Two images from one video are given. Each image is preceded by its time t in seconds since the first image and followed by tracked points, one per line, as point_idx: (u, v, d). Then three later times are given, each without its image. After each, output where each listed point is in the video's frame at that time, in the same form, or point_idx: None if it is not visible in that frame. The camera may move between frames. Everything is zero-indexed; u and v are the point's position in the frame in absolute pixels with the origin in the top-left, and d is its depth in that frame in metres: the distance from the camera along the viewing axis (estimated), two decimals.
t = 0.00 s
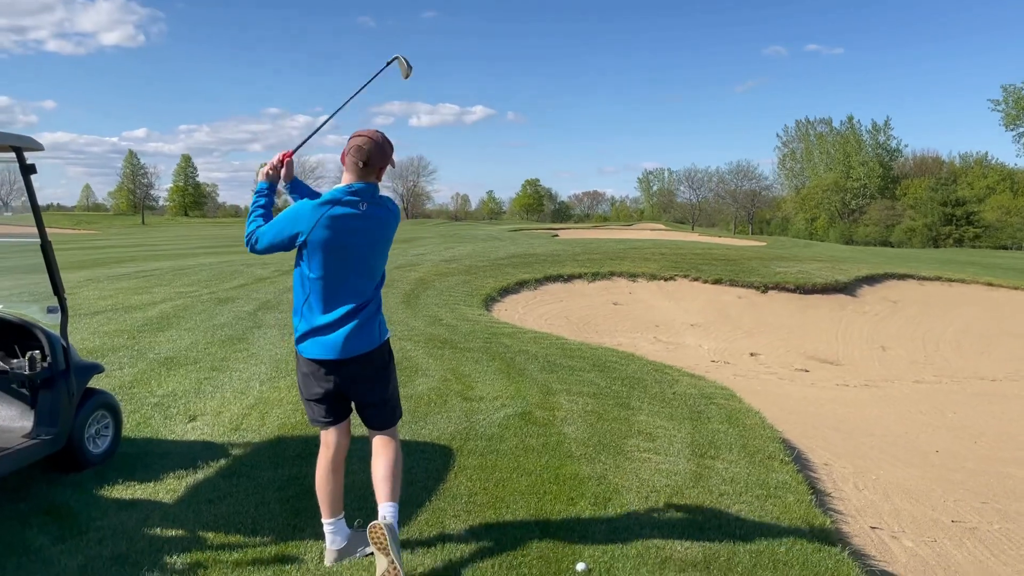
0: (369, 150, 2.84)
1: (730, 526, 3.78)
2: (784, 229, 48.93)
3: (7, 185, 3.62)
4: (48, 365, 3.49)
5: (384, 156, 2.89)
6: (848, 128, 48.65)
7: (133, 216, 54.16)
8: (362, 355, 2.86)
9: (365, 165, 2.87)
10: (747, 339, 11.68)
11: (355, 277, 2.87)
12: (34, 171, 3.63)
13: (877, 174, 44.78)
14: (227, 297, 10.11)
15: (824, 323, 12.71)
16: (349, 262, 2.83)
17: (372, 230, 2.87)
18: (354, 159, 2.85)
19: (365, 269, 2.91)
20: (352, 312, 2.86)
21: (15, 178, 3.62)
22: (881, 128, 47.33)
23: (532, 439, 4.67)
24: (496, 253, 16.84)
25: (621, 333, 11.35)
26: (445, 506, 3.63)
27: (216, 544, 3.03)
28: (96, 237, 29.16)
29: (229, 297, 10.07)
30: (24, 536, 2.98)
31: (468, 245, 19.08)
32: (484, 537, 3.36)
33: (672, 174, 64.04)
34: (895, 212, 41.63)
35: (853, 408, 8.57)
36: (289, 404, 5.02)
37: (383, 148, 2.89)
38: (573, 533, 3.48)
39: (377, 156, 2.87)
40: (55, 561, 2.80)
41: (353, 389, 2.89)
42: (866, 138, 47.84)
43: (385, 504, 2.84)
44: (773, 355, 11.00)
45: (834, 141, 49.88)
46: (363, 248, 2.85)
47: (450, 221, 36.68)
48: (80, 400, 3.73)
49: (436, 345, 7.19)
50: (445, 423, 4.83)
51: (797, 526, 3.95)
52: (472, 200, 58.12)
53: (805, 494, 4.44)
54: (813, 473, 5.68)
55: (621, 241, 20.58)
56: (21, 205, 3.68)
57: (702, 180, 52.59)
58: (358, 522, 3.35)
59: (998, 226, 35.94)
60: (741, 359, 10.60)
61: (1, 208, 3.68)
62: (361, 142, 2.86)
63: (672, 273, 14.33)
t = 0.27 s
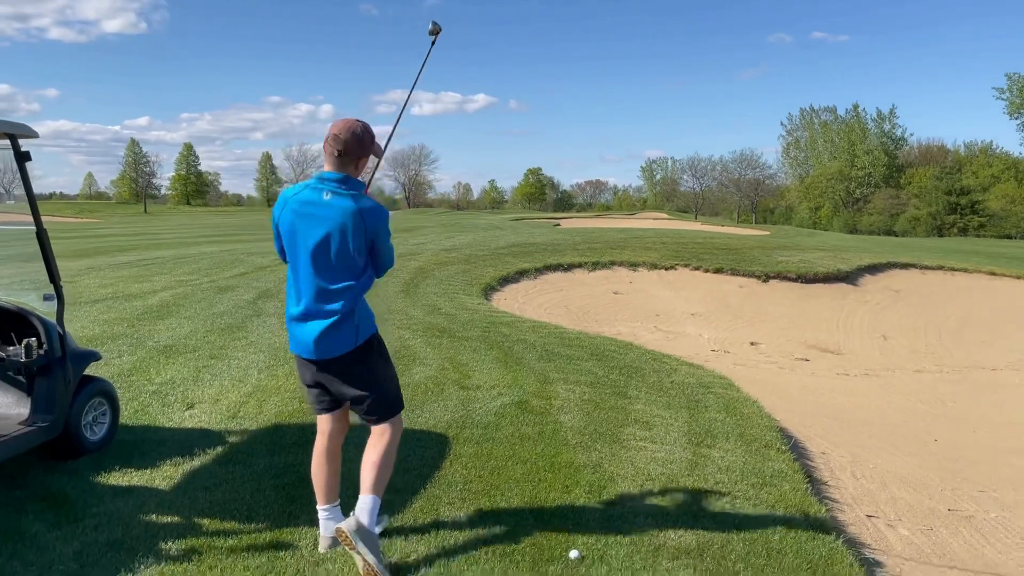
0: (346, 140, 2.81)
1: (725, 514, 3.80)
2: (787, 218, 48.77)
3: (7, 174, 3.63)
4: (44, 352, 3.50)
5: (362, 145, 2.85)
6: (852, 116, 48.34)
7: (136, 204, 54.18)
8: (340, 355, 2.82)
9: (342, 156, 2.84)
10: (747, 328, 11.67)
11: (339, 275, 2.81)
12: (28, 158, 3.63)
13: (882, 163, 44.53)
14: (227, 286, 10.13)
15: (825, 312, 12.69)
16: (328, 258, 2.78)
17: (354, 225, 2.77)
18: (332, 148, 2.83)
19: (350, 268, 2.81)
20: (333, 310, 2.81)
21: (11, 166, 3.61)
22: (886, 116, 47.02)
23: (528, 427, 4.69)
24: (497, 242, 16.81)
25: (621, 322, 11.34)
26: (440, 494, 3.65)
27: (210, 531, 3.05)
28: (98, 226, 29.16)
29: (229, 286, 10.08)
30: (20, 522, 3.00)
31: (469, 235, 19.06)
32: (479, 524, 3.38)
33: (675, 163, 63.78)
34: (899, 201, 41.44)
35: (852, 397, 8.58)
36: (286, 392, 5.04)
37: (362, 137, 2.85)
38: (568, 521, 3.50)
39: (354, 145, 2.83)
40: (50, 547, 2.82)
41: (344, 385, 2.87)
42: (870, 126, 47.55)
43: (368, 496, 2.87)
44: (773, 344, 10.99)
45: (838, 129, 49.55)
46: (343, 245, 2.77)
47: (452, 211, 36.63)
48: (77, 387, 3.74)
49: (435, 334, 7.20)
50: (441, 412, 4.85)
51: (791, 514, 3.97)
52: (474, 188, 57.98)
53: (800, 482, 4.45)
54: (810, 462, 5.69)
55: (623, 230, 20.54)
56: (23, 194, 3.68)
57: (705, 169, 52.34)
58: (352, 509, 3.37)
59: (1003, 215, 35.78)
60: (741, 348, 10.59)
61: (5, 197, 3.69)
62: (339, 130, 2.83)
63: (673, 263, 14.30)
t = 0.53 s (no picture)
0: (355, 134, 2.81)
1: (720, 501, 3.85)
2: (789, 206, 48.63)
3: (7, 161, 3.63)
4: (44, 340, 3.51)
5: (370, 143, 2.81)
6: (855, 104, 48.07)
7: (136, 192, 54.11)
8: (309, 339, 2.86)
9: (349, 150, 2.83)
10: (747, 316, 11.68)
11: (304, 262, 2.81)
12: (26, 146, 3.62)
13: (884, 151, 44.33)
14: (227, 274, 10.13)
15: (825, 300, 12.69)
16: (298, 244, 2.83)
17: (317, 216, 2.74)
18: (343, 141, 2.84)
19: (312, 258, 2.78)
20: (304, 295, 2.84)
21: (10, 154, 3.61)
22: (889, 104, 46.76)
23: (526, 414, 4.72)
24: (497, 230, 16.79)
25: (621, 310, 11.35)
26: (438, 480, 3.68)
27: (210, 517, 3.08)
28: (99, 214, 29.15)
29: (230, 274, 10.09)
30: (21, 508, 3.02)
31: (469, 223, 19.02)
32: (476, 510, 3.42)
33: (676, 151, 63.55)
34: (901, 189, 41.29)
35: (851, 385, 8.60)
36: (286, 379, 5.06)
37: (371, 134, 2.82)
38: (564, 507, 3.54)
39: (361, 141, 2.81)
40: (51, 533, 2.85)
41: (325, 377, 2.88)
42: (873, 114, 47.30)
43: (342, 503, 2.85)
44: (772, 333, 11.00)
45: (841, 117, 49.29)
46: (306, 232, 2.78)
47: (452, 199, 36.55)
48: (77, 374, 3.75)
49: (434, 322, 7.21)
50: (440, 399, 4.87)
51: (788, 501, 4.00)
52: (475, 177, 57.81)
53: (797, 470, 4.48)
54: (807, 450, 5.72)
55: (623, 219, 20.49)
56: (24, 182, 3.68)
57: (707, 157, 52.12)
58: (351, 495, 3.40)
59: (1005, 203, 35.69)
60: (740, 337, 10.60)
61: (6, 184, 3.68)
62: (353, 123, 2.84)
63: (673, 251, 14.28)
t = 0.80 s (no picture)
0: (387, 131, 2.78)
1: (718, 489, 3.88)
2: (788, 196, 48.54)
3: (6, 150, 3.61)
4: (45, 328, 3.52)
5: (399, 143, 2.79)
6: (856, 93, 47.87)
7: (135, 182, 53.96)
8: (298, 325, 2.86)
9: (377, 146, 2.81)
10: (746, 306, 11.70)
11: (308, 246, 2.82)
12: (26, 134, 3.61)
13: (885, 141, 44.21)
14: (227, 263, 10.12)
15: (824, 290, 12.70)
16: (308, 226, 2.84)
17: (327, 206, 2.74)
18: (373, 136, 2.82)
19: (316, 244, 2.79)
20: (302, 283, 2.85)
21: (10, 142, 3.60)
22: (889, 93, 46.57)
23: (526, 402, 4.75)
24: (497, 220, 16.76)
25: (620, 300, 11.36)
26: (438, 468, 3.71)
27: (211, 503, 3.10)
28: (99, 203, 29.11)
29: (229, 263, 10.08)
30: (23, 495, 3.04)
31: (469, 212, 18.99)
32: (476, 498, 3.45)
33: (676, 140, 63.33)
34: (901, 179, 41.22)
35: (849, 374, 8.62)
36: (287, 368, 5.07)
37: (403, 135, 2.79)
38: (563, 495, 3.59)
39: (391, 138, 2.78)
40: (55, 519, 2.87)
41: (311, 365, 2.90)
42: (874, 103, 47.13)
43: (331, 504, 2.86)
44: (771, 322, 11.02)
45: (841, 106, 49.10)
46: (316, 217, 2.79)
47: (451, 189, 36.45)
48: (78, 362, 3.77)
49: (434, 311, 7.22)
50: (440, 387, 4.90)
51: (785, 489, 4.04)
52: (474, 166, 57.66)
53: (795, 458, 4.51)
54: (805, 438, 5.76)
55: (623, 209, 20.46)
56: (22, 170, 3.66)
57: (707, 146, 51.97)
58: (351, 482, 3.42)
59: (1005, 194, 35.65)
60: (739, 327, 10.62)
61: (4, 173, 3.66)
62: (387, 120, 2.82)
63: (673, 241, 14.27)
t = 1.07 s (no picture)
0: (421, 137, 2.87)
1: (713, 478, 3.92)
2: (786, 187, 48.52)
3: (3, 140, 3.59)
4: (44, 319, 3.53)
5: (432, 151, 2.87)
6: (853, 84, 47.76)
7: (131, 172, 53.71)
8: (304, 313, 2.84)
9: (411, 150, 2.89)
10: (743, 297, 11.73)
11: (327, 235, 2.80)
12: (24, 125, 3.60)
13: (883, 132, 44.16)
14: (224, 253, 10.11)
15: (821, 282, 12.73)
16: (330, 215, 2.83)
17: (355, 203, 2.76)
18: (408, 141, 2.90)
19: (337, 235, 2.79)
20: (314, 273, 2.83)
21: (7, 133, 3.58)
22: (887, 84, 46.48)
23: (523, 393, 4.77)
24: (494, 211, 16.74)
25: (617, 291, 11.38)
26: (436, 457, 3.73)
27: (210, 493, 3.12)
28: (95, 193, 28.98)
29: (226, 254, 10.07)
30: (23, 485, 3.05)
31: (466, 203, 18.96)
32: (474, 487, 3.48)
33: (673, 132, 63.17)
34: (898, 170, 41.22)
35: (845, 365, 8.66)
36: (285, 358, 5.08)
37: (436, 142, 2.87)
38: (560, 484, 3.62)
39: (425, 144, 2.87)
40: (54, 509, 2.89)
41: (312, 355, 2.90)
42: (871, 95, 47.04)
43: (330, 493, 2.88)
44: (768, 314, 11.05)
45: (839, 98, 49.00)
46: (341, 209, 2.79)
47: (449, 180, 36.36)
48: (77, 352, 3.77)
49: (432, 302, 7.23)
50: (438, 378, 4.92)
51: (780, 479, 4.07)
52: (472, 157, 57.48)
53: (790, 448, 4.54)
54: (800, 429, 5.80)
55: (620, 200, 20.45)
56: (19, 160, 3.65)
57: (705, 138, 51.84)
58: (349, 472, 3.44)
59: (1001, 185, 35.67)
60: (736, 318, 10.65)
61: (1, 163, 3.65)
62: (423, 126, 2.90)
63: (670, 232, 14.28)
